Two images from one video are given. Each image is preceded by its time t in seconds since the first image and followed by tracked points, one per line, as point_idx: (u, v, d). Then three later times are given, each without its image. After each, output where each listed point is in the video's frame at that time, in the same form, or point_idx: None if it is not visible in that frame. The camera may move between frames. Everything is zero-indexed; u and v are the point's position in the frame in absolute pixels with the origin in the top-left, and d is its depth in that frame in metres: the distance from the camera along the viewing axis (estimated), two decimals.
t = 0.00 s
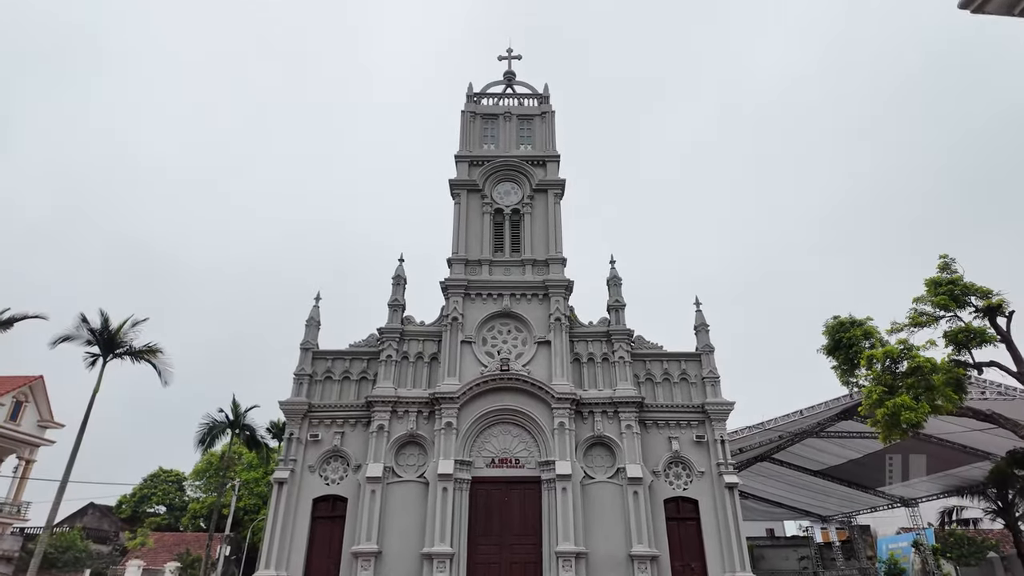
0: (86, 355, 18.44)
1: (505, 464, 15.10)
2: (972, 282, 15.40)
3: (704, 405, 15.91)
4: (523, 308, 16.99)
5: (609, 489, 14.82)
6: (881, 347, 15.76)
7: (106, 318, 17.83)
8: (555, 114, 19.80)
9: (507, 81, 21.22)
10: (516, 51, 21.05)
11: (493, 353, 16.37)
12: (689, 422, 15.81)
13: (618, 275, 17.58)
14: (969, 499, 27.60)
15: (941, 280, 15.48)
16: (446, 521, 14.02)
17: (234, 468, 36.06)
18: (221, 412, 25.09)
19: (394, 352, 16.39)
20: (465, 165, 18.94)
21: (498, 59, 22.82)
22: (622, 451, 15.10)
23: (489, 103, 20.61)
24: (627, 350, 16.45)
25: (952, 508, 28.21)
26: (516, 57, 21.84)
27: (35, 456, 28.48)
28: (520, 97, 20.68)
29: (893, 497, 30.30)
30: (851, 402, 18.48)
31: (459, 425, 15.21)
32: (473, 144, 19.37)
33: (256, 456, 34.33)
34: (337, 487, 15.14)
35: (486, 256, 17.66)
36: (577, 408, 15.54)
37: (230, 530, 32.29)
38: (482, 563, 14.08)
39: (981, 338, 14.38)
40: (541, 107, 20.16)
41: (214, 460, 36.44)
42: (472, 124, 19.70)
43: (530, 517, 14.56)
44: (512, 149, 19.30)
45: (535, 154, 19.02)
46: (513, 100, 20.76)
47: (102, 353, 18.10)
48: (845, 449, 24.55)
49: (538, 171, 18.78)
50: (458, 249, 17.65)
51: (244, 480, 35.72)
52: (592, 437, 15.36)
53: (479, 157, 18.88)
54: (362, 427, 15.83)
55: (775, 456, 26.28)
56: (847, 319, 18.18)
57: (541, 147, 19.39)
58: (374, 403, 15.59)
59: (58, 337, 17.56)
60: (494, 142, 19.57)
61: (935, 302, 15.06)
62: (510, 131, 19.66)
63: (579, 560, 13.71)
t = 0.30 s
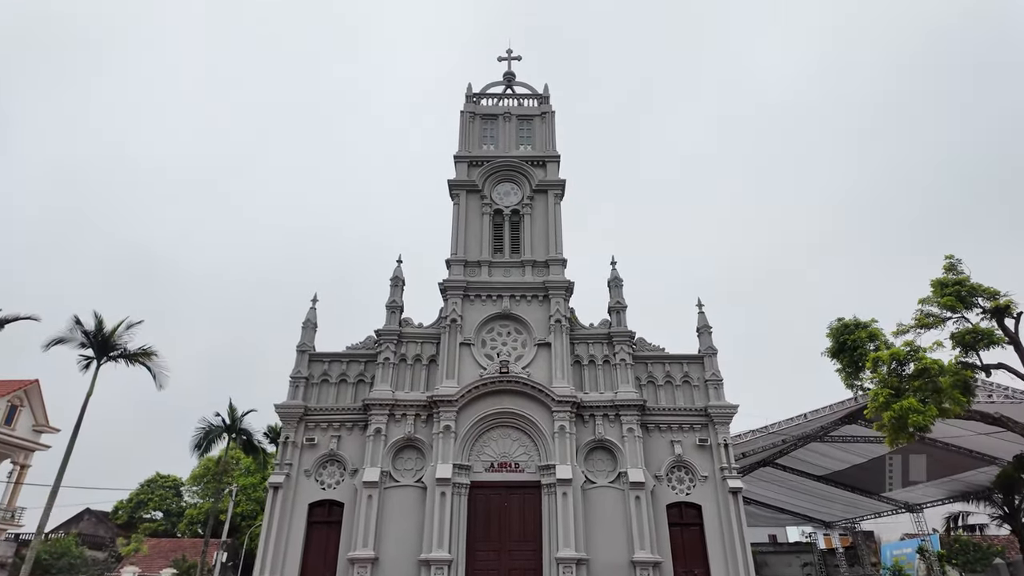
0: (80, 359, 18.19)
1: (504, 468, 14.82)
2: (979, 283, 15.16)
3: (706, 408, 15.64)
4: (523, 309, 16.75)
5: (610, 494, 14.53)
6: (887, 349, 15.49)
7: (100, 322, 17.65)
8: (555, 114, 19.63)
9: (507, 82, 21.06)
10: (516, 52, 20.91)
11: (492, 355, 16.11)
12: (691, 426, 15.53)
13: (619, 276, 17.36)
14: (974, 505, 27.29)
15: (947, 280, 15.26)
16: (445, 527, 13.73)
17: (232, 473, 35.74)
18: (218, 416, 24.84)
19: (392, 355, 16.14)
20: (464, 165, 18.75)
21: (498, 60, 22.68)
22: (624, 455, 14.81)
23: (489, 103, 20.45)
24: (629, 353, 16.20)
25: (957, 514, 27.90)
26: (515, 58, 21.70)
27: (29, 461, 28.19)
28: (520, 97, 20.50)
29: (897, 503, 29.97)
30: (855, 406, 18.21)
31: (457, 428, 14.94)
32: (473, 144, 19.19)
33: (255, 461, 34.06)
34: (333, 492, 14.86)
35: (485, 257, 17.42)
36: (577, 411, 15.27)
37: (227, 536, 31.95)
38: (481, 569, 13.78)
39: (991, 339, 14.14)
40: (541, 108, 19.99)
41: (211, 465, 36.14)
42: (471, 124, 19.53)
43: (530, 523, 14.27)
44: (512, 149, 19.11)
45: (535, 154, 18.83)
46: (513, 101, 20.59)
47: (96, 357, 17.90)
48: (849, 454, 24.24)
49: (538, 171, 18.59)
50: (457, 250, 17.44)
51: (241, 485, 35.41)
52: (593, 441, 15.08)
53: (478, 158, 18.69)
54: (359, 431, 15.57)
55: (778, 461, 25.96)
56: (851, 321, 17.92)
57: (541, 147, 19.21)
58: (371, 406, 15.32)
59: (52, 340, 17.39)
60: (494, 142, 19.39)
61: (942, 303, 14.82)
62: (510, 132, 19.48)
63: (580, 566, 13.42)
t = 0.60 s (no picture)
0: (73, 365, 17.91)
1: (504, 475, 14.52)
2: (986, 286, 14.90)
3: (710, 413, 15.35)
4: (522, 313, 16.50)
5: (612, 501, 14.22)
6: (894, 353, 15.20)
7: (94, 327, 17.40)
8: (555, 116, 19.45)
9: (507, 85, 20.91)
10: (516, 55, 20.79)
11: (492, 360, 15.85)
12: (694, 431, 15.24)
13: (620, 280, 17.12)
14: (980, 513, 26.91)
15: (954, 283, 15.02)
16: (443, 535, 13.41)
17: (229, 481, 35.36)
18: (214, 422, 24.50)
19: (389, 359, 15.88)
20: (463, 167, 18.55)
21: (498, 63, 22.54)
22: (626, 461, 14.51)
23: (488, 106, 20.28)
24: (630, 357, 15.93)
25: (963, 522, 27.51)
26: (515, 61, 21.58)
27: (22, 468, 27.82)
28: (520, 100, 20.34)
29: (902, 510, 29.58)
30: (860, 411, 17.91)
31: (456, 434, 14.64)
32: (472, 147, 19.00)
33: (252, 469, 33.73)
34: (328, 499, 14.55)
35: (485, 261, 17.17)
36: (578, 417, 14.99)
37: (224, 545, 31.51)
38: None
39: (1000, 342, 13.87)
40: (541, 110, 19.82)
41: (209, 473, 35.76)
42: (470, 127, 19.36)
43: (530, 531, 13.95)
44: (512, 152, 18.92)
45: (535, 157, 18.64)
46: (513, 103, 20.43)
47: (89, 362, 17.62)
48: (853, 461, 23.89)
49: (538, 174, 18.39)
50: (456, 253, 17.21)
51: (239, 493, 35.00)
52: (594, 447, 14.79)
53: (477, 160, 18.50)
54: (356, 437, 15.27)
55: (781, 468, 25.59)
56: (856, 325, 17.64)
57: (540, 150, 19.02)
58: (368, 412, 15.03)
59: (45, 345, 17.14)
60: (493, 145, 19.20)
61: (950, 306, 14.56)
62: (509, 134, 19.30)
63: None
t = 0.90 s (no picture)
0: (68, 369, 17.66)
1: (504, 480, 14.22)
2: (994, 287, 14.64)
3: (713, 417, 15.06)
4: (523, 316, 16.24)
5: (614, 508, 13.91)
6: (901, 356, 14.92)
7: (89, 330, 17.18)
8: (555, 118, 19.27)
9: (507, 86, 20.75)
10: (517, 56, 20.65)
11: (491, 363, 15.58)
12: (698, 436, 14.94)
13: (622, 282, 16.88)
14: (987, 519, 26.53)
15: (961, 285, 14.76)
16: (441, 542, 13.10)
17: (227, 487, 34.99)
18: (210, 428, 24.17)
19: (387, 362, 15.62)
20: (463, 169, 18.35)
21: (498, 65, 22.39)
22: (628, 467, 14.20)
23: (489, 108, 20.11)
24: (632, 360, 15.66)
25: (969, 529, 27.12)
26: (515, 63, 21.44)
27: (17, 474, 27.49)
28: (520, 101, 20.16)
29: (908, 517, 29.19)
30: (866, 416, 17.61)
31: (455, 438, 14.36)
32: (472, 148, 18.82)
33: (250, 475, 33.40)
34: (325, 505, 14.24)
35: (484, 263, 16.94)
36: (579, 421, 14.70)
37: (220, 552, 31.14)
38: None
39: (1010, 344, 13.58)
40: (541, 112, 19.64)
41: (206, 479, 35.42)
42: (470, 128, 19.18)
43: (530, 538, 13.64)
44: (512, 154, 18.72)
45: (536, 158, 18.45)
46: (513, 105, 20.25)
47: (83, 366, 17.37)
48: (858, 467, 23.55)
49: (538, 175, 18.19)
50: (456, 255, 16.98)
51: (236, 500, 34.60)
52: (596, 452, 14.51)
53: (477, 162, 18.31)
54: (353, 441, 14.98)
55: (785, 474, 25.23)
56: (861, 329, 17.37)
57: (541, 151, 18.83)
58: (366, 416, 14.76)
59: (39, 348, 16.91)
60: (493, 146, 19.02)
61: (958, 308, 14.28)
62: (510, 136, 19.12)
63: None
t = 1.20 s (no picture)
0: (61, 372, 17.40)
1: (503, 485, 13.92)
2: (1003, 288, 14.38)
3: (717, 421, 14.78)
4: (522, 318, 15.99)
5: (616, 513, 13.60)
6: (909, 359, 14.63)
7: (83, 332, 16.92)
8: (556, 118, 19.09)
9: (507, 87, 20.59)
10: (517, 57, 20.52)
11: (491, 366, 15.32)
12: (701, 440, 14.65)
13: (624, 284, 16.64)
14: (994, 526, 26.15)
15: (970, 286, 14.50)
16: (439, 548, 12.79)
17: (224, 494, 34.57)
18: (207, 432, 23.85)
19: (385, 365, 15.35)
20: (462, 169, 18.15)
21: (498, 67, 22.23)
22: (630, 472, 13.90)
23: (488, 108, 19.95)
24: (634, 363, 15.39)
25: (976, 536, 26.71)
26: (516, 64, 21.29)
27: (10, 479, 27.11)
28: (520, 102, 19.99)
29: (913, 524, 28.77)
30: (872, 420, 17.32)
31: (454, 442, 14.07)
32: (472, 149, 18.63)
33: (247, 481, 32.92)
34: (321, 511, 13.94)
35: (484, 264, 16.70)
36: (580, 425, 14.41)
37: (217, 559, 30.65)
38: None
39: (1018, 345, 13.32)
40: (541, 112, 19.45)
41: (203, 485, 34.96)
42: (470, 128, 19.00)
43: (530, 544, 13.33)
44: (512, 154, 18.52)
45: (536, 159, 18.25)
46: (513, 105, 20.08)
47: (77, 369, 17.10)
48: (863, 473, 23.21)
49: (538, 176, 17.99)
50: (455, 257, 16.74)
51: (233, 506, 33.97)
52: (597, 456, 14.22)
53: (476, 162, 18.11)
54: (350, 446, 14.69)
55: (789, 480, 24.89)
56: (867, 331, 17.10)
57: (541, 152, 18.64)
58: (363, 419, 14.47)
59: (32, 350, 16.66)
60: (493, 147, 18.83)
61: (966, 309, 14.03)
62: (509, 136, 18.93)
63: None
